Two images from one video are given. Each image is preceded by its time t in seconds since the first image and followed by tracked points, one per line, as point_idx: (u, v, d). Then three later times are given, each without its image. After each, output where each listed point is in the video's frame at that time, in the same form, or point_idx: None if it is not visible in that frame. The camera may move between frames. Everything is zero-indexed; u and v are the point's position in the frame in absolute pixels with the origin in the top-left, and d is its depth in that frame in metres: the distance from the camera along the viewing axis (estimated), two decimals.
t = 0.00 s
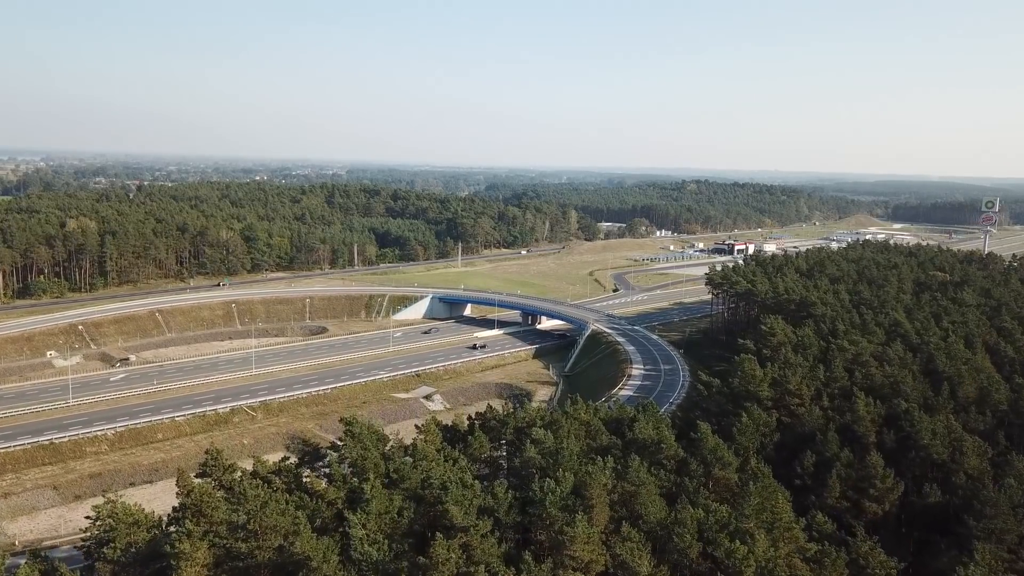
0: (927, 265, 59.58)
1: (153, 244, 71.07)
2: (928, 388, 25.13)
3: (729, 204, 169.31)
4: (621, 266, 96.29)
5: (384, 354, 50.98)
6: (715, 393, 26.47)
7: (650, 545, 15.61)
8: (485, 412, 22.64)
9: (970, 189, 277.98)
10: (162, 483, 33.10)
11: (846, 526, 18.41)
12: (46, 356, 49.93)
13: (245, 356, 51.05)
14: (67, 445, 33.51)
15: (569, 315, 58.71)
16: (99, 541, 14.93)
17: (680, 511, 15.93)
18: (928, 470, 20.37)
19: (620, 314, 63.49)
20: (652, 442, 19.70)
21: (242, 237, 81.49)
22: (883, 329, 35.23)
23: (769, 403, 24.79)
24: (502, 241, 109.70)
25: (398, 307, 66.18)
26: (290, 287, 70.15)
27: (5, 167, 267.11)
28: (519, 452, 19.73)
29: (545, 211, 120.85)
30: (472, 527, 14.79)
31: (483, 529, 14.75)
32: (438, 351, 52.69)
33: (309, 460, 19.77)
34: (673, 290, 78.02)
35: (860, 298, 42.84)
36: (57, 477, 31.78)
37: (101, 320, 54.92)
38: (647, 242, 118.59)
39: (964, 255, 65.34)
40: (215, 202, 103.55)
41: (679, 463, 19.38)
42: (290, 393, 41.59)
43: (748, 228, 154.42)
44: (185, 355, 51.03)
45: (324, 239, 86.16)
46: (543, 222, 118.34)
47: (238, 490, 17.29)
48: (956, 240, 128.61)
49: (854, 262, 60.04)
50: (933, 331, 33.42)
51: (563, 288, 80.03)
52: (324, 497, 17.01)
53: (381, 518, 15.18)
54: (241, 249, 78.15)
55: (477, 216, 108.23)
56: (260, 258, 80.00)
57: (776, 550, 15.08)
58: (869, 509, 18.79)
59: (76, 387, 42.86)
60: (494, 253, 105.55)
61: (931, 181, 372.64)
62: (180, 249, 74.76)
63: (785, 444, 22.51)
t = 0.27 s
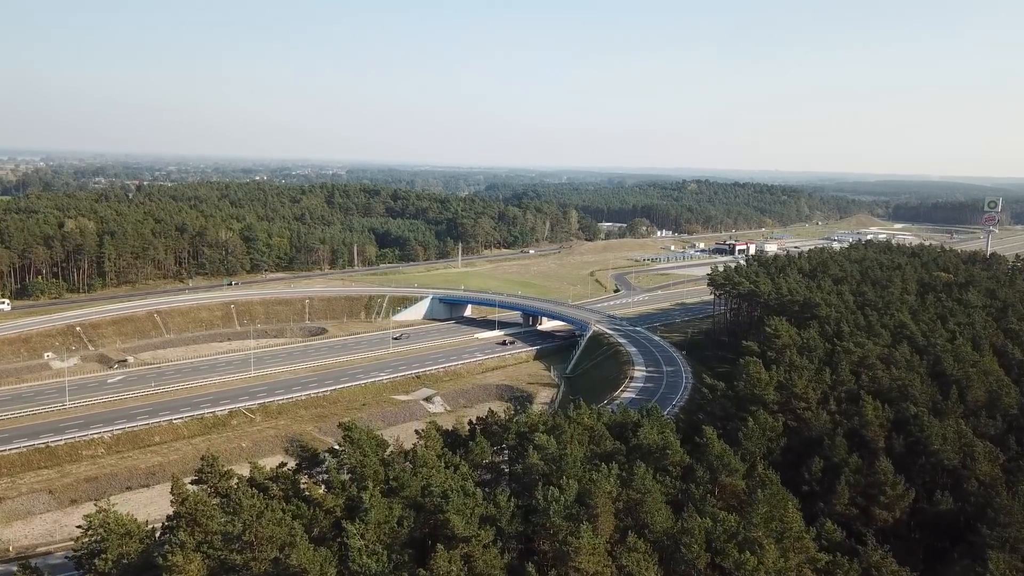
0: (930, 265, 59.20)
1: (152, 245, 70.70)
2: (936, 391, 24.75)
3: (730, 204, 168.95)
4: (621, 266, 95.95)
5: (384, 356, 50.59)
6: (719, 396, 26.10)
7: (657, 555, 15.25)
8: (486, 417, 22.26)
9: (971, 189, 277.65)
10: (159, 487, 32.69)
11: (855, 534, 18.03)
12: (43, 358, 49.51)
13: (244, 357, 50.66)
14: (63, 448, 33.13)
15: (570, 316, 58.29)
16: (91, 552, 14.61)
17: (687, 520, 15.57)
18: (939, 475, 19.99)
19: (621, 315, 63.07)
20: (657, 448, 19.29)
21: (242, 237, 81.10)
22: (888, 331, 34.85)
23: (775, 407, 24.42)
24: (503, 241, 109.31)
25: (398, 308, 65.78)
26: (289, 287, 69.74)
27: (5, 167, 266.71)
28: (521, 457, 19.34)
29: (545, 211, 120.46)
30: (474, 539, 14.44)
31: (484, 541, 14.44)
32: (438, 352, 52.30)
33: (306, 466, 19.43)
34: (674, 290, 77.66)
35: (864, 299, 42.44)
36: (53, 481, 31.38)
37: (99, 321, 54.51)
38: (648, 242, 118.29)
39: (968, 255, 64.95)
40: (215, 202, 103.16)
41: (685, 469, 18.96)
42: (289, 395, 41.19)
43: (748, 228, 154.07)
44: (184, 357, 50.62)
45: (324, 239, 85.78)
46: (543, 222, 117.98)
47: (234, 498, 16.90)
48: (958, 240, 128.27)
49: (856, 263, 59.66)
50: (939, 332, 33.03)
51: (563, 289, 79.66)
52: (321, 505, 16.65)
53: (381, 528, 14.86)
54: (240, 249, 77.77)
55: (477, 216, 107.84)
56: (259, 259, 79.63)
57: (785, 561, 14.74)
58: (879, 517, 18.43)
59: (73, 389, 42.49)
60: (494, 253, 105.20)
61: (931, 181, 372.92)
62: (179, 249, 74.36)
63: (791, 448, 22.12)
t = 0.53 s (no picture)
0: (934, 265, 58.77)
1: (151, 245, 70.31)
2: (945, 395, 24.36)
3: (731, 204, 168.49)
4: (622, 266, 95.54)
5: (384, 357, 50.20)
6: (724, 400, 25.71)
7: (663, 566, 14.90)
8: (487, 422, 21.86)
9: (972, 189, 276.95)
10: (156, 491, 32.28)
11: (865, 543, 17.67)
12: (40, 359, 49.10)
13: (242, 359, 50.27)
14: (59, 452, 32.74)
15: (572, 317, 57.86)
16: (82, 563, 14.29)
17: (695, 530, 15.21)
18: (950, 482, 19.61)
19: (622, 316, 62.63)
20: (662, 455, 18.91)
21: (241, 237, 80.68)
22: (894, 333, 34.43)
23: (781, 411, 24.04)
24: (503, 242, 108.88)
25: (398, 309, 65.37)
26: (288, 288, 69.31)
27: (5, 168, 266.48)
28: (524, 464, 18.97)
29: (546, 211, 120.03)
30: (476, 550, 14.10)
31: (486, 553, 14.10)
32: (439, 354, 51.89)
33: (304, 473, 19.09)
34: (676, 291, 77.26)
35: (868, 301, 42.03)
36: (48, 485, 30.99)
37: (97, 322, 54.08)
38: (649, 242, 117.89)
39: (971, 256, 64.47)
40: (214, 203, 102.72)
41: (692, 476, 18.59)
42: (287, 398, 40.80)
43: (749, 228, 153.63)
44: (182, 359, 50.23)
45: (323, 240, 85.35)
46: (544, 222, 117.56)
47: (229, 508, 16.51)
48: (959, 240, 127.80)
49: (859, 263, 59.24)
50: (946, 334, 32.61)
51: (564, 289, 79.27)
52: (319, 515, 16.33)
53: (380, 539, 14.53)
54: (239, 250, 77.37)
55: (478, 216, 107.43)
56: (258, 259, 79.24)
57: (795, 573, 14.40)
58: (890, 525, 18.05)
59: (70, 391, 42.09)
60: (494, 253, 104.81)
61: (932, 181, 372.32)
62: (178, 249, 73.95)
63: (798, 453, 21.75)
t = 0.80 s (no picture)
0: (937, 266, 58.34)
1: (149, 246, 69.92)
2: (954, 399, 23.95)
3: (731, 203, 168.09)
4: (623, 266, 95.12)
5: (383, 359, 49.79)
6: (729, 403, 25.33)
7: None
8: (488, 427, 21.45)
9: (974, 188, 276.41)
10: (153, 495, 31.86)
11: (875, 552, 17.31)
12: (38, 361, 48.73)
13: (241, 360, 49.86)
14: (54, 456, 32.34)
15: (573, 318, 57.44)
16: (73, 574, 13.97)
17: (702, 540, 14.84)
18: (961, 488, 19.23)
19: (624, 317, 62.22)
20: (667, 461, 18.45)
21: (240, 238, 80.28)
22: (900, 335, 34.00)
23: (788, 415, 23.64)
24: (503, 242, 108.48)
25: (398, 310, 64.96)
26: (288, 289, 68.94)
27: (5, 168, 266.13)
28: (526, 470, 18.59)
29: (546, 211, 119.60)
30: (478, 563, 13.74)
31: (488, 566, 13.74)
32: (439, 355, 51.49)
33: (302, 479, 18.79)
34: (677, 291, 76.84)
35: (872, 302, 41.60)
36: (44, 489, 30.60)
37: (95, 323, 53.71)
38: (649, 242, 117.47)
39: (975, 256, 64.08)
40: (213, 203, 102.30)
41: (698, 483, 18.19)
42: (286, 400, 40.40)
43: (750, 227, 153.21)
44: (180, 360, 49.83)
45: (323, 240, 84.93)
46: (544, 222, 117.16)
47: (224, 518, 16.14)
48: (961, 240, 127.40)
49: (862, 264, 58.82)
50: (952, 336, 32.15)
51: (565, 290, 78.85)
52: (316, 524, 16.00)
53: (379, 551, 14.18)
54: (238, 250, 76.96)
55: (478, 216, 107.01)
56: (258, 260, 78.84)
57: None
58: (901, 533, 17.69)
59: (67, 393, 41.71)
60: (495, 253, 104.42)
61: (933, 181, 371.83)
62: (177, 250, 73.55)
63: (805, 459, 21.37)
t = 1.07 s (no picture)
0: (941, 266, 57.90)
1: (148, 246, 69.48)
2: (963, 404, 23.55)
3: (732, 203, 167.74)
4: (624, 266, 94.72)
5: (383, 360, 49.37)
6: (733, 407, 24.97)
7: None
8: (489, 433, 21.07)
9: (975, 188, 276.62)
10: (149, 499, 31.45)
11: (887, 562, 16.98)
12: (34, 362, 48.33)
13: (239, 362, 49.44)
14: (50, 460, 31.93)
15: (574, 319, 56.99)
16: None
17: (710, 550, 14.49)
18: (973, 495, 18.88)
19: (625, 317, 61.83)
20: (673, 468, 18.07)
21: (239, 238, 79.87)
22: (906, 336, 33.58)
23: (794, 419, 23.27)
24: (503, 242, 108.09)
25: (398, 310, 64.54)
26: (287, 289, 68.55)
27: (4, 168, 265.65)
28: (528, 477, 18.23)
29: (547, 211, 119.16)
30: None
31: None
32: (439, 356, 51.07)
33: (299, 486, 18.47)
34: (679, 292, 76.41)
35: (876, 303, 41.17)
36: (38, 494, 30.18)
37: (92, 325, 53.32)
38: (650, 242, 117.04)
39: (978, 256, 63.68)
40: (212, 203, 101.84)
41: (706, 490, 17.83)
42: (285, 403, 39.99)
43: (751, 227, 152.84)
44: (178, 362, 49.42)
45: (323, 240, 84.51)
46: (544, 222, 116.73)
47: (218, 528, 15.76)
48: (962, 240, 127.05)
49: (865, 264, 58.40)
50: (959, 337, 31.72)
51: (566, 290, 78.44)
52: (313, 534, 15.68)
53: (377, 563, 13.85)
54: (237, 251, 76.54)
55: (478, 216, 106.60)
56: (257, 260, 78.44)
57: None
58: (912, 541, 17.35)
59: (64, 395, 41.29)
60: (495, 253, 104.01)
61: (934, 181, 371.62)
62: (176, 250, 73.12)
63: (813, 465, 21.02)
